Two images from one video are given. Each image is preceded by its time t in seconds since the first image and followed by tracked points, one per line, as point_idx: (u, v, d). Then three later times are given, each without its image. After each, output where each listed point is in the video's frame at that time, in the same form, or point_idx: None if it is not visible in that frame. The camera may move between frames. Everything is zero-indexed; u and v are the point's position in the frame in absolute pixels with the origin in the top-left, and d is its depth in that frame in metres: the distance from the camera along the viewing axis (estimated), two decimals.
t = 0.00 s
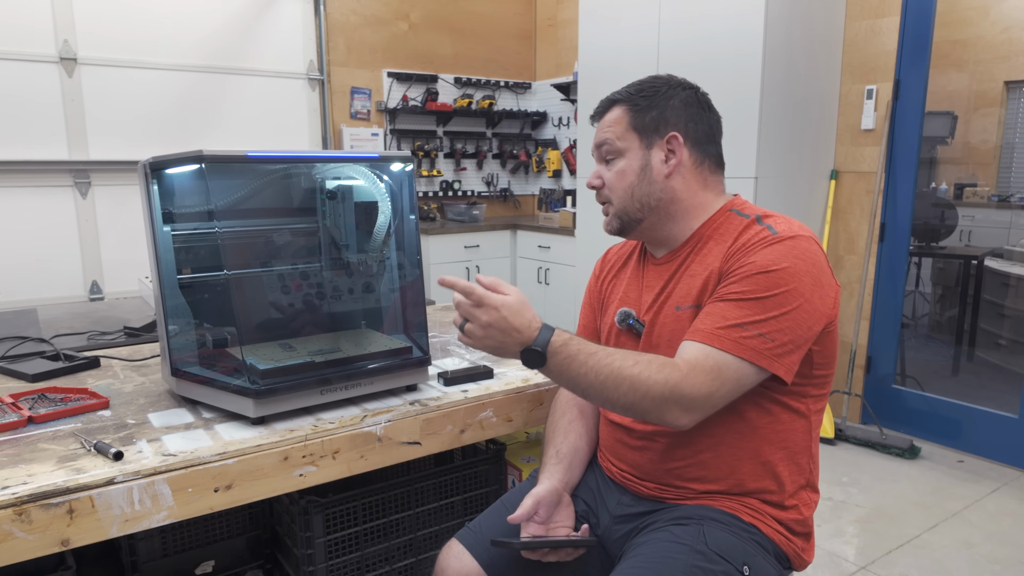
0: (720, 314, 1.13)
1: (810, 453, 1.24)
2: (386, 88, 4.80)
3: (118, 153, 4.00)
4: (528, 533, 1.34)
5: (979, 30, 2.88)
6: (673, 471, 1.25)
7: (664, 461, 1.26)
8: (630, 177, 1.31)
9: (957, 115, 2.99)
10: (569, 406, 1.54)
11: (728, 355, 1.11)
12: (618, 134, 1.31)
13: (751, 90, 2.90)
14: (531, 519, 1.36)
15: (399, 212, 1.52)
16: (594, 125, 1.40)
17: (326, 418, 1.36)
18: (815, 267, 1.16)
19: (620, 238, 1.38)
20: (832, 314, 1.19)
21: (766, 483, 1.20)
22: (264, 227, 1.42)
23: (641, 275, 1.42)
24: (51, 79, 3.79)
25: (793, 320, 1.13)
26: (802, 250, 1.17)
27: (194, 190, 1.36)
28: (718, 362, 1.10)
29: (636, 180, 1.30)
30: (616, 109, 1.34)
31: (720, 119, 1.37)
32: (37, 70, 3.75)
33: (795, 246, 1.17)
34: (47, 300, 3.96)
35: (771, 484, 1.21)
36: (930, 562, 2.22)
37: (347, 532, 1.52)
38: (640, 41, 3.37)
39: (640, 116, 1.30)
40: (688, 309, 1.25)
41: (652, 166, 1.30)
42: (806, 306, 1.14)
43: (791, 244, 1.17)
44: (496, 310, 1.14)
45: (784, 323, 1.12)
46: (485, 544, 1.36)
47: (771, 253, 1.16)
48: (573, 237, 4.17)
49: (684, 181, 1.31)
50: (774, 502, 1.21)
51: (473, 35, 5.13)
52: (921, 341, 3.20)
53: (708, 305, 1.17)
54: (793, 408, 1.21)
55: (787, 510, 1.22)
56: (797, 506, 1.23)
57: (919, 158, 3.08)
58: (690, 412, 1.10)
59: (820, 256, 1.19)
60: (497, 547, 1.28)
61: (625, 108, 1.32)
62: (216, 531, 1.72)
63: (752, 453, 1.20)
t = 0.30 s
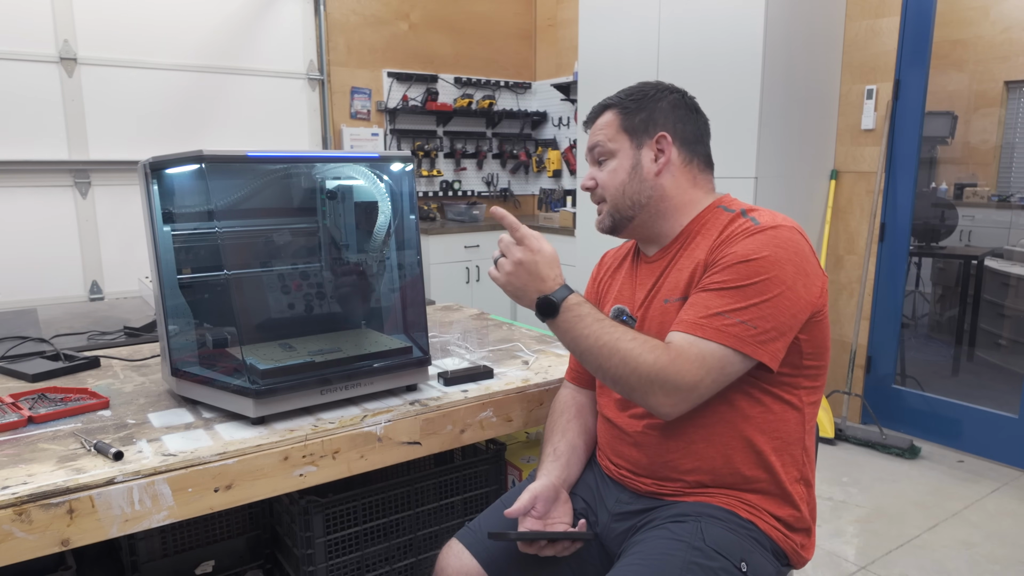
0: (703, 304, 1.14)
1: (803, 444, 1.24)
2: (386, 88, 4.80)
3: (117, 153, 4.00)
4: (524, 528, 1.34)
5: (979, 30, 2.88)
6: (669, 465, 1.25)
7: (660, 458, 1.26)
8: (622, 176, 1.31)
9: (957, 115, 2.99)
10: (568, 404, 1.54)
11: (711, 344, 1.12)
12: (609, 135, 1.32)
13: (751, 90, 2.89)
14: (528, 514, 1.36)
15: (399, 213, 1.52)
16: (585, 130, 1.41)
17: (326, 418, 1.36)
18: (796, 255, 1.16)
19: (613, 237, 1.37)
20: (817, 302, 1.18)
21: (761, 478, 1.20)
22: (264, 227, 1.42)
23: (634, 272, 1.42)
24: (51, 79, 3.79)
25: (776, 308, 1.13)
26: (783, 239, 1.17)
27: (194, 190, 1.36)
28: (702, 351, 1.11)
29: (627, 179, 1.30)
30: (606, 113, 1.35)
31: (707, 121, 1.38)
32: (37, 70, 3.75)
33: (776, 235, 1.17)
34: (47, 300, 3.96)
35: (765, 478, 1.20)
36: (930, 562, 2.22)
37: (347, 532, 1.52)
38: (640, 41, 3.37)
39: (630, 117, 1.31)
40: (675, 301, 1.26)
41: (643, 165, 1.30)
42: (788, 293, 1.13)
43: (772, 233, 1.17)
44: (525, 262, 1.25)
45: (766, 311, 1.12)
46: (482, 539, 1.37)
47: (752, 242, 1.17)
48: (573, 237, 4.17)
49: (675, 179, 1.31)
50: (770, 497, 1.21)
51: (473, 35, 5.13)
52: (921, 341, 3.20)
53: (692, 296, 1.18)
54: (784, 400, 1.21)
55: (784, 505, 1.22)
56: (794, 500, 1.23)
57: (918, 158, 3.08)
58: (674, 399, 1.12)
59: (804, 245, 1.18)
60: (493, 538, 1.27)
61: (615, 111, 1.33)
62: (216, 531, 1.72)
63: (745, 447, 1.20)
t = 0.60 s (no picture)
0: (686, 299, 1.15)
1: (798, 438, 1.23)
2: (387, 88, 4.80)
3: (117, 153, 4.00)
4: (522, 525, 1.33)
5: (979, 30, 2.88)
6: (665, 462, 1.25)
7: (656, 456, 1.26)
8: (608, 181, 1.31)
9: (957, 115, 2.99)
10: (565, 406, 1.54)
11: (695, 337, 1.12)
12: (593, 143, 1.32)
13: (751, 90, 2.89)
14: (525, 511, 1.35)
15: (399, 213, 1.52)
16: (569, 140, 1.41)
17: (326, 418, 1.36)
18: (777, 246, 1.16)
19: (604, 243, 1.37)
20: (802, 294, 1.18)
21: (757, 473, 1.20)
22: (264, 227, 1.41)
23: (624, 274, 1.42)
24: (51, 79, 3.79)
25: (758, 298, 1.13)
26: (763, 231, 1.17)
27: (194, 190, 1.36)
28: (686, 344, 1.12)
29: (614, 183, 1.30)
30: (588, 123, 1.35)
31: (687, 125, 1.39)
32: (37, 70, 3.75)
33: (755, 228, 1.17)
34: (47, 300, 3.96)
35: (761, 472, 1.20)
36: (930, 562, 2.22)
37: (347, 532, 1.52)
38: (641, 41, 3.37)
39: (613, 124, 1.31)
40: (661, 298, 1.26)
41: (628, 169, 1.30)
42: (770, 284, 1.13)
43: (752, 226, 1.18)
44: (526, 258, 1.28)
45: (748, 302, 1.12)
46: (479, 536, 1.37)
47: (732, 236, 1.17)
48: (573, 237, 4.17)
49: (660, 181, 1.31)
50: (767, 491, 1.21)
51: (473, 35, 5.13)
52: (921, 341, 3.20)
53: (676, 292, 1.18)
54: (776, 394, 1.21)
55: (781, 501, 1.22)
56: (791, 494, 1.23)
57: (918, 158, 3.09)
58: (662, 392, 1.12)
59: (785, 237, 1.18)
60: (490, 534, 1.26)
61: (596, 120, 1.34)
62: (216, 531, 1.72)
63: (739, 441, 1.19)
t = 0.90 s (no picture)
0: (671, 300, 1.15)
1: (792, 435, 1.23)
2: (386, 88, 4.80)
3: (117, 153, 4.00)
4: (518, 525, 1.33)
5: (979, 30, 2.88)
6: (660, 462, 1.25)
7: (651, 455, 1.26)
8: (594, 187, 1.31)
9: (957, 115, 2.99)
10: (561, 407, 1.54)
11: (681, 337, 1.12)
12: (578, 150, 1.32)
13: (751, 90, 2.89)
14: (522, 511, 1.35)
15: (399, 213, 1.52)
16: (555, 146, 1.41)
17: (326, 418, 1.36)
18: (761, 244, 1.15)
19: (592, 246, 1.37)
20: (789, 291, 1.17)
21: (750, 472, 1.20)
22: (264, 227, 1.42)
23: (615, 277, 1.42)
24: (51, 79, 3.79)
25: (742, 297, 1.12)
26: (747, 230, 1.17)
27: (194, 190, 1.36)
28: (671, 345, 1.12)
29: (601, 189, 1.30)
30: (573, 128, 1.35)
31: (672, 126, 1.38)
32: (37, 70, 3.75)
33: (739, 227, 1.17)
34: (47, 300, 3.96)
35: (754, 471, 1.20)
36: (930, 562, 2.22)
37: (347, 532, 1.52)
38: (641, 41, 3.37)
39: (598, 130, 1.31)
40: (650, 300, 1.26)
41: (614, 174, 1.30)
42: (754, 282, 1.13)
43: (735, 225, 1.17)
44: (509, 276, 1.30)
45: (732, 301, 1.12)
46: (477, 535, 1.37)
47: (716, 236, 1.17)
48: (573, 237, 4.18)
49: (646, 185, 1.30)
50: (762, 490, 1.21)
51: (473, 35, 5.13)
52: (921, 341, 3.20)
53: (662, 294, 1.19)
54: (768, 392, 1.21)
55: (777, 499, 1.22)
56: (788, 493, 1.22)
57: (918, 158, 3.08)
58: (649, 393, 1.12)
59: (770, 234, 1.18)
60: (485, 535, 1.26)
61: (581, 125, 1.34)
62: (216, 531, 1.72)
63: (732, 439, 1.19)
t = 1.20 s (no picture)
0: (668, 301, 1.15)
1: (791, 436, 1.23)
2: (386, 88, 4.80)
3: (118, 153, 4.00)
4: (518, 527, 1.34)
5: (979, 30, 2.89)
6: (659, 463, 1.25)
7: (650, 456, 1.26)
8: (595, 194, 1.30)
9: (958, 115, 2.99)
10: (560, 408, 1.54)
11: (675, 335, 1.12)
12: (574, 158, 1.30)
13: (752, 90, 2.89)
14: (522, 513, 1.36)
15: (399, 213, 1.52)
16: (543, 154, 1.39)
17: (326, 418, 1.36)
18: (759, 244, 1.15)
19: (596, 254, 1.36)
20: (788, 292, 1.17)
21: (749, 472, 1.20)
22: (264, 227, 1.42)
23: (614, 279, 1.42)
24: (51, 79, 3.79)
25: (739, 296, 1.12)
26: (745, 230, 1.17)
27: (194, 190, 1.36)
28: (663, 345, 1.12)
29: (603, 196, 1.29)
30: (565, 136, 1.33)
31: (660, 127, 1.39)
32: (37, 70, 3.75)
33: (737, 227, 1.17)
34: (46, 300, 3.96)
35: (753, 471, 1.20)
36: (930, 562, 2.22)
37: (347, 532, 1.52)
38: (641, 41, 3.37)
39: (591, 136, 1.30)
40: (649, 302, 1.26)
41: (613, 179, 1.29)
42: (751, 281, 1.13)
43: (732, 226, 1.18)
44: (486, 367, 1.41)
45: (729, 300, 1.12)
46: (477, 536, 1.37)
47: (714, 237, 1.17)
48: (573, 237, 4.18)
49: (646, 188, 1.31)
50: (761, 491, 1.21)
51: (473, 35, 5.13)
52: (921, 341, 3.21)
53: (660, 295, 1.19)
54: (766, 392, 1.21)
55: (775, 499, 1.22)
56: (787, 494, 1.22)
57: (919, 158, 3.08)
58: (643, 396, 1.12)
59: (771, 235, 1.18)
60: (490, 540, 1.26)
61: (573, 133, 1.32)
62: (216, 531, 1.72)
63: (731, 440, 1.19)
